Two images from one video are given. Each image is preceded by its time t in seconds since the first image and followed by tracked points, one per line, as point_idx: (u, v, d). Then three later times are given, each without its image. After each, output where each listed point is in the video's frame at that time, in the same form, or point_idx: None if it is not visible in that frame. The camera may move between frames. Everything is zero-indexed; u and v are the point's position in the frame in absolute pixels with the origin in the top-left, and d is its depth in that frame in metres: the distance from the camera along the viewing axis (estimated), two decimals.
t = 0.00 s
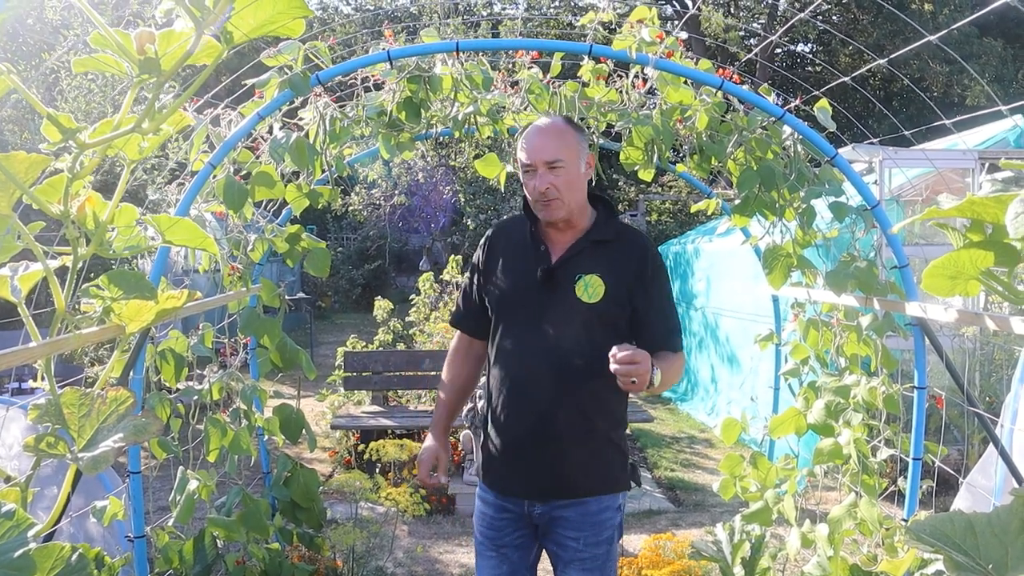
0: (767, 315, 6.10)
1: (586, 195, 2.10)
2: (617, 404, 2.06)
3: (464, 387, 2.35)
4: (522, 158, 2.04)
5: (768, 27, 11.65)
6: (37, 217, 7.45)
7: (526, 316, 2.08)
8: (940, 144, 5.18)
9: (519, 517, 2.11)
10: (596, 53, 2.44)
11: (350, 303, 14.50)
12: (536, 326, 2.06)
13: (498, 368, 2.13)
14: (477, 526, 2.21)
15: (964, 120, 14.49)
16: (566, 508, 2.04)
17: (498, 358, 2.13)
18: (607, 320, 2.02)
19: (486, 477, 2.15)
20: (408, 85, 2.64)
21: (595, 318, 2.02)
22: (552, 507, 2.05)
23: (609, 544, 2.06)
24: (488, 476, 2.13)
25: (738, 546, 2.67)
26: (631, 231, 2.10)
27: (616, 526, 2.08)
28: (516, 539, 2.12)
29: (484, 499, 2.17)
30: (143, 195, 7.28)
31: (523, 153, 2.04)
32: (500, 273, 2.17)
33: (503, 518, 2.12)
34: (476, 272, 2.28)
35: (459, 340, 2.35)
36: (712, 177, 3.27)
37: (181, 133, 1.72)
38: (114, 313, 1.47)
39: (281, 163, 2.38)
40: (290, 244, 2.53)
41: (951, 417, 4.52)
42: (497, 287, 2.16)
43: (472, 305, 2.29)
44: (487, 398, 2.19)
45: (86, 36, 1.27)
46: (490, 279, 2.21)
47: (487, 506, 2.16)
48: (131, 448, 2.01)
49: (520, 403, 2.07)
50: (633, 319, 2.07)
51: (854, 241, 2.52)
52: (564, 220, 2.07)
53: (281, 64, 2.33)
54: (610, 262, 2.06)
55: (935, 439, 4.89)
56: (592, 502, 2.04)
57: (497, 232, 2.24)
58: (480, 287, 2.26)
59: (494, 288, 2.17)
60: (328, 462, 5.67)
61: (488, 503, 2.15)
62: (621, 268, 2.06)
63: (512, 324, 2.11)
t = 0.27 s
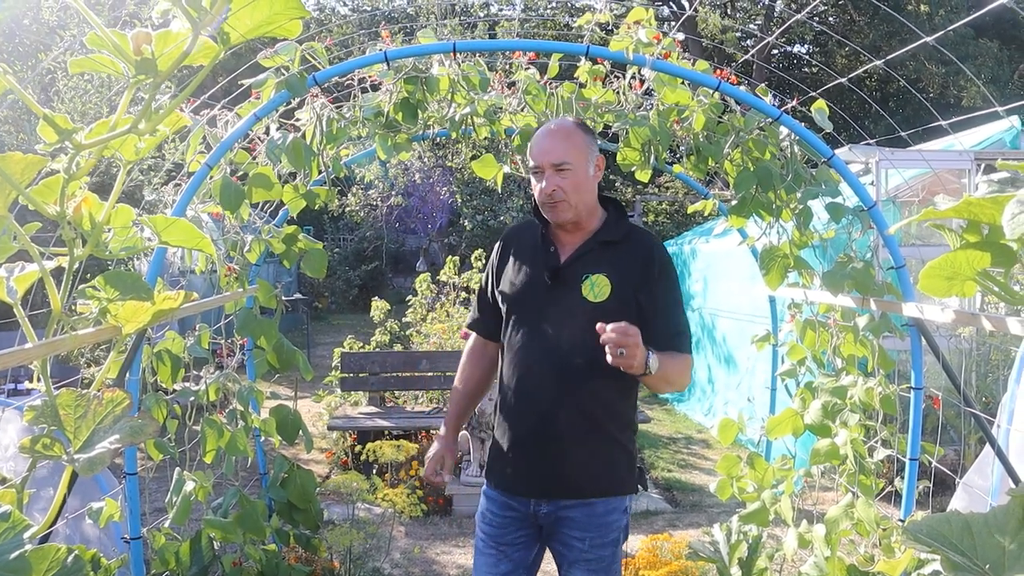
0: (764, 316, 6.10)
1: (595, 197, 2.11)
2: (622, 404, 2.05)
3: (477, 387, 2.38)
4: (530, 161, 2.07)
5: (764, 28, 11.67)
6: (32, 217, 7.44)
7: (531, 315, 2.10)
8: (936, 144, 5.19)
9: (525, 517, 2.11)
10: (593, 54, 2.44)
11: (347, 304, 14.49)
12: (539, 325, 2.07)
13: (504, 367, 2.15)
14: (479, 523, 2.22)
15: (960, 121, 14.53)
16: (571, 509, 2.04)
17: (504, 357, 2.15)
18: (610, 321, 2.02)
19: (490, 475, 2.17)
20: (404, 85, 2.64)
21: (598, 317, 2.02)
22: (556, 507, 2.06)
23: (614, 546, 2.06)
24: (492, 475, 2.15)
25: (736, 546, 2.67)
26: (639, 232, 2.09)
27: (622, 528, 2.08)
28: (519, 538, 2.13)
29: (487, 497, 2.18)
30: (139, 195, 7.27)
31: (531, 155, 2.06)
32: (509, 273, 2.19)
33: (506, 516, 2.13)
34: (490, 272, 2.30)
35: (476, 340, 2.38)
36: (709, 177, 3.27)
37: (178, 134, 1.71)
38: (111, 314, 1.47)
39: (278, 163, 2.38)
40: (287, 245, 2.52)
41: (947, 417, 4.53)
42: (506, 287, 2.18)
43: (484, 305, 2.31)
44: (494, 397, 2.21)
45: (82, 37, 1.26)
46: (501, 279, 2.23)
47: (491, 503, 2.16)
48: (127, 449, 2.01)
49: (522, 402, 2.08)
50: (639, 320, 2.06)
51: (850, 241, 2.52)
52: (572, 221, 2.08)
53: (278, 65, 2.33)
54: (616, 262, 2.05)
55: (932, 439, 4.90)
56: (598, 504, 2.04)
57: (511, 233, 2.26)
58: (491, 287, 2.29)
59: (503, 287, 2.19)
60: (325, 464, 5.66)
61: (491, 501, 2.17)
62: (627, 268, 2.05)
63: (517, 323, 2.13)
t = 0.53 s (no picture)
0: (763, 317, 6.11)
1: (598, 195, 2.10)
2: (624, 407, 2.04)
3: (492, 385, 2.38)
4: (530, 159, 2.08)
5: (763, 29, 11.68)
6: (30, 218, 7.43)
7: (535, 316, 2.11)
8: (935, 146, 5.20)
9: (529, 515, 2.11)
10: (591, 54, 2.44)
11: (345, 305, 14.48)
12: (542, 326, 2.09)
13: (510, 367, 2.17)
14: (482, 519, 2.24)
15: (958, 121, 14.55)
16: (574, 509, 2.05)
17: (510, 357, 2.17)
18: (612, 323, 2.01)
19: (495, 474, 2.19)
20: (403, 85, 2.65)
21: (599, 320, 2.01)
22: (561, 507, 2.06)
23: (616, 546, 2.05)
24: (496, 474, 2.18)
25: (734, 547, 2.67)
26: (644, 233, 2.07)
27: (625, 529, 2.08)
28: (522, 535, 2.13)
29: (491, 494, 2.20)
30: (137, 195, 7.26)
31: (531, 154, 2.07)
32: (517, 274, 2.20)
33: (511, 513, 2.14)
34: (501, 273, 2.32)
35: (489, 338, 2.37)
36: (707, 178, 3.27)
37: (176, 134, 1.71)
38: (108, 314, 1.45)
39: (277, 164, 2.37)
40: (285, 246, 2.52)
41: (945, 418, 4.53)
42: (513, 287, 2.20)
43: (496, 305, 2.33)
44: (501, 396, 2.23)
45: (79, 37, 1.26)
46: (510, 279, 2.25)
47: (496, 500, 2.17)
48: (124, 449, 2.00)
49: (524, 403, 2.10)
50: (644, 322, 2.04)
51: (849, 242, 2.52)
52: (573, 220, 2.08)
53: (276, 65, 2.33)
54: (619, 264, 2.03)
55: (930, 440, 4.91)
56: (601, 505, 2.03)
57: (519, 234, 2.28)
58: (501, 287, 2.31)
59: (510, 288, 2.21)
60: (323, 464, 5.65)
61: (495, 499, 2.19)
62: (631, 270, 2.03)
63: (522, 324, 2.14)
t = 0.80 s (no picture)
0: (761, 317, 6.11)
1: (600, 197, 2.10)
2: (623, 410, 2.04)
3: (493, 384, 2.39)
4: (533, 160, 2.08)
5: (761, 30, 11.70)
6: (27, 218, 7.41)
7: (533, 317, 2.11)
8: (932, 147, 5.21)
9: (528, 515, 2.12)
10: (589, 55, 2.43)
11: (342, 305, 14.47)
12: (540, 328, 2.09)
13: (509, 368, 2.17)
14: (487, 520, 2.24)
15: (955, 122, 14.59)
16: (571, 510, 2.04)
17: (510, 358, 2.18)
18: (610, 325, 2.01)
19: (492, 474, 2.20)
20: (401, 85, 2.64)
21: (597, 322, 2.01)
22: (558, 508, 2.06)
23: (614, 547, 2.05)
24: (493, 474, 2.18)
25: (731, 548, 2.67)
26: (644, 235, 2.08)
27: (621, 531, 2.06)
28: (525, 536, 2.14)
29: (494, 495, 2.20)
30: (135, 196, 7.25)
31: (534, 155, 2.07)
32: (517, 275, 2.21)
33: (511, 514, 2.15)
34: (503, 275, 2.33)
35: (490, 337, 2.37)
36: (705, 178, 3.27)
37: (173, 134, 1.71)
38: (105, 314, 1.45)
39: (274, 164, 2.37)
40: (283, 246, 2.52)
41: (943, 418, 4.54)
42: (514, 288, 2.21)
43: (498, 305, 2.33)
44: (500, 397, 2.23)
45: (76, 37, 1.26)
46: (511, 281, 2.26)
47: (499, 501, 2.18)
48: (121, 450, 2.00)
49: (522, 404, 2.10)
50: (643, 325, 2.04)
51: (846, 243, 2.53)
52: (574, 222, 2.08)
53: (274, 66, 2.33)
54: (619, 267, 2.04)
55: (927, 440, 4.92)
56: (596, 506, 2.03)
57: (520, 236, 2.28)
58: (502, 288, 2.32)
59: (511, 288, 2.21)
60: (321, 465, 5.65)
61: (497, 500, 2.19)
62: (630, 273, 2.03)
63: (521, 325, 2.15)
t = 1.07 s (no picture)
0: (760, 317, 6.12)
1: (596, 198, 2.10)
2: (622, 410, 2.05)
3: (485, 383, 2.39)
4: (528, 161, 2.08)
5: (759, 30, 11.70)
6: (25, 218, 7.41)
7: (530, 318, 2.11)
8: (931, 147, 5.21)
9: (523, 511, 2.11)
10: (588, 54, 2.43)
11: (341, 305, 14.46)
12: (537, 329, 2.09)
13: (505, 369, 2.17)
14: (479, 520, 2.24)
15: (953, 122, 14.60)
16: (568, 510, 2.04)
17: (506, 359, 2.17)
18: (608, 326, 2.01)
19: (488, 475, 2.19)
20: (400, 85, 2.64)
21: (595, 322, 2.01)
22: (555, 508, 2.06)
23: (612, 547, 2.05)
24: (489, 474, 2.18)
25: (730, 548, 2.67)
26: (641, 235, 2.08)
27: (619, 529, 2.07)
28: (519, 531, 2.13)
29: (488, 495, 2.20)
30: (133, 195, 7.25)
31: (529, 155, 2.07)
32: (513, 276, 2.20)
33: (505, 508, 2.14)
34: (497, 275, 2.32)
35: (483, 336, 2.37)
36: (703, 178, 3.26)
37: (171, 134, 1.70)
38: (103, 314, 1.45)
39: (272, 164, 2.37)
40: (281, 246, 2.51)
41: (941, 418, 4.54)
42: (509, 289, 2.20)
43: (491, 304, 2.33)
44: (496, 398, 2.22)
45: (74, 36, 1.25)
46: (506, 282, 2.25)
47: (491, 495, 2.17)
48: (119, 450, 2.00)
49: (519, 405, 2.10)
50: (640, 325, 2.04)
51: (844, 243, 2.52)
52: (570, 222, 2.08)
53: (272, 65, 2.32)
54: (616, 268, 2.04)
55: (926, 440, 4.92)
56: (595, 505, 2.03)
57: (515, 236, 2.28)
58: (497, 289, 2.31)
59: (509, 291, 2.20)
60: (319, 465, 5.65)
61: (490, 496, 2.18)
62: (628, 273, 2.03)
63: (518, 326, 2.14)
